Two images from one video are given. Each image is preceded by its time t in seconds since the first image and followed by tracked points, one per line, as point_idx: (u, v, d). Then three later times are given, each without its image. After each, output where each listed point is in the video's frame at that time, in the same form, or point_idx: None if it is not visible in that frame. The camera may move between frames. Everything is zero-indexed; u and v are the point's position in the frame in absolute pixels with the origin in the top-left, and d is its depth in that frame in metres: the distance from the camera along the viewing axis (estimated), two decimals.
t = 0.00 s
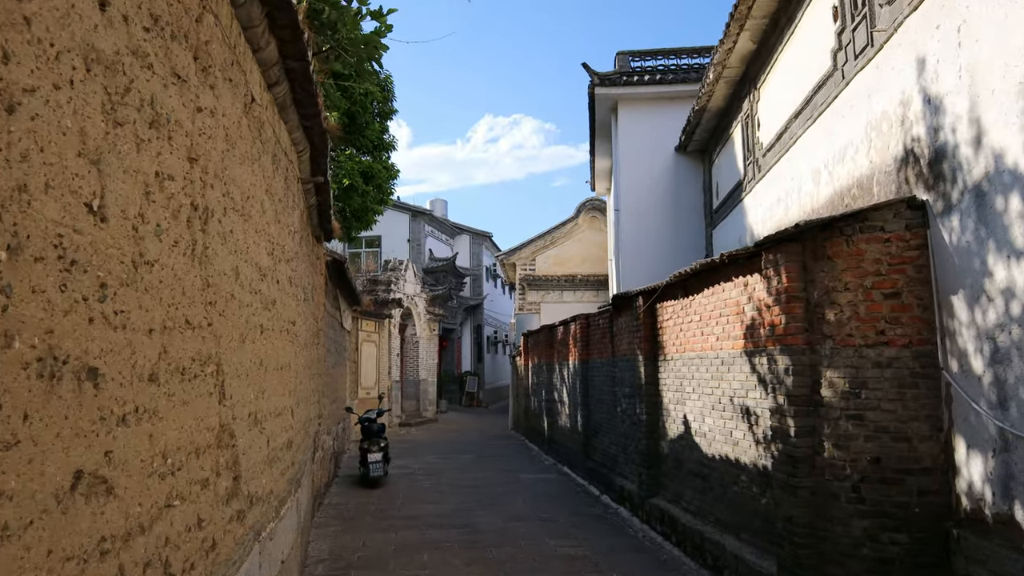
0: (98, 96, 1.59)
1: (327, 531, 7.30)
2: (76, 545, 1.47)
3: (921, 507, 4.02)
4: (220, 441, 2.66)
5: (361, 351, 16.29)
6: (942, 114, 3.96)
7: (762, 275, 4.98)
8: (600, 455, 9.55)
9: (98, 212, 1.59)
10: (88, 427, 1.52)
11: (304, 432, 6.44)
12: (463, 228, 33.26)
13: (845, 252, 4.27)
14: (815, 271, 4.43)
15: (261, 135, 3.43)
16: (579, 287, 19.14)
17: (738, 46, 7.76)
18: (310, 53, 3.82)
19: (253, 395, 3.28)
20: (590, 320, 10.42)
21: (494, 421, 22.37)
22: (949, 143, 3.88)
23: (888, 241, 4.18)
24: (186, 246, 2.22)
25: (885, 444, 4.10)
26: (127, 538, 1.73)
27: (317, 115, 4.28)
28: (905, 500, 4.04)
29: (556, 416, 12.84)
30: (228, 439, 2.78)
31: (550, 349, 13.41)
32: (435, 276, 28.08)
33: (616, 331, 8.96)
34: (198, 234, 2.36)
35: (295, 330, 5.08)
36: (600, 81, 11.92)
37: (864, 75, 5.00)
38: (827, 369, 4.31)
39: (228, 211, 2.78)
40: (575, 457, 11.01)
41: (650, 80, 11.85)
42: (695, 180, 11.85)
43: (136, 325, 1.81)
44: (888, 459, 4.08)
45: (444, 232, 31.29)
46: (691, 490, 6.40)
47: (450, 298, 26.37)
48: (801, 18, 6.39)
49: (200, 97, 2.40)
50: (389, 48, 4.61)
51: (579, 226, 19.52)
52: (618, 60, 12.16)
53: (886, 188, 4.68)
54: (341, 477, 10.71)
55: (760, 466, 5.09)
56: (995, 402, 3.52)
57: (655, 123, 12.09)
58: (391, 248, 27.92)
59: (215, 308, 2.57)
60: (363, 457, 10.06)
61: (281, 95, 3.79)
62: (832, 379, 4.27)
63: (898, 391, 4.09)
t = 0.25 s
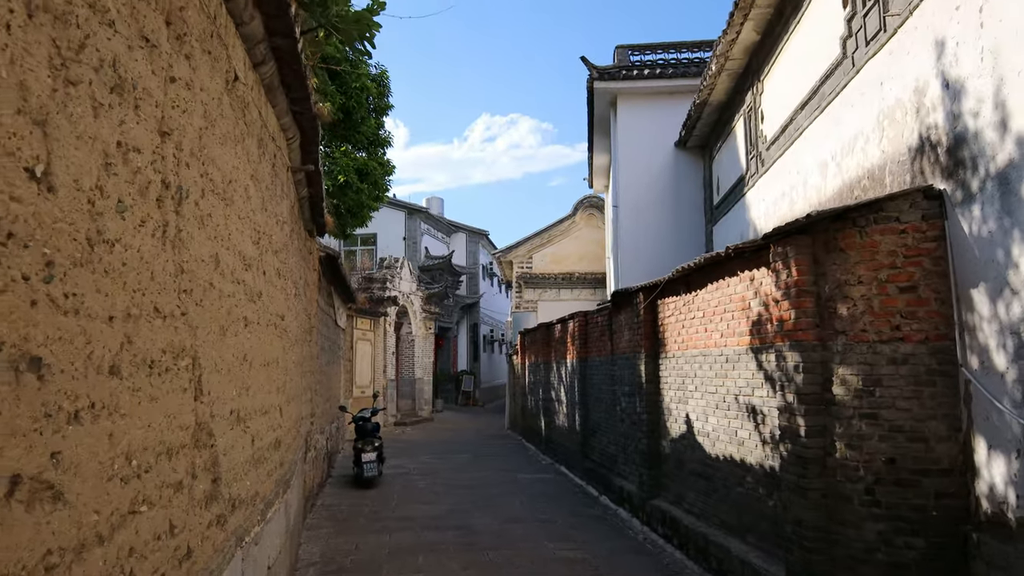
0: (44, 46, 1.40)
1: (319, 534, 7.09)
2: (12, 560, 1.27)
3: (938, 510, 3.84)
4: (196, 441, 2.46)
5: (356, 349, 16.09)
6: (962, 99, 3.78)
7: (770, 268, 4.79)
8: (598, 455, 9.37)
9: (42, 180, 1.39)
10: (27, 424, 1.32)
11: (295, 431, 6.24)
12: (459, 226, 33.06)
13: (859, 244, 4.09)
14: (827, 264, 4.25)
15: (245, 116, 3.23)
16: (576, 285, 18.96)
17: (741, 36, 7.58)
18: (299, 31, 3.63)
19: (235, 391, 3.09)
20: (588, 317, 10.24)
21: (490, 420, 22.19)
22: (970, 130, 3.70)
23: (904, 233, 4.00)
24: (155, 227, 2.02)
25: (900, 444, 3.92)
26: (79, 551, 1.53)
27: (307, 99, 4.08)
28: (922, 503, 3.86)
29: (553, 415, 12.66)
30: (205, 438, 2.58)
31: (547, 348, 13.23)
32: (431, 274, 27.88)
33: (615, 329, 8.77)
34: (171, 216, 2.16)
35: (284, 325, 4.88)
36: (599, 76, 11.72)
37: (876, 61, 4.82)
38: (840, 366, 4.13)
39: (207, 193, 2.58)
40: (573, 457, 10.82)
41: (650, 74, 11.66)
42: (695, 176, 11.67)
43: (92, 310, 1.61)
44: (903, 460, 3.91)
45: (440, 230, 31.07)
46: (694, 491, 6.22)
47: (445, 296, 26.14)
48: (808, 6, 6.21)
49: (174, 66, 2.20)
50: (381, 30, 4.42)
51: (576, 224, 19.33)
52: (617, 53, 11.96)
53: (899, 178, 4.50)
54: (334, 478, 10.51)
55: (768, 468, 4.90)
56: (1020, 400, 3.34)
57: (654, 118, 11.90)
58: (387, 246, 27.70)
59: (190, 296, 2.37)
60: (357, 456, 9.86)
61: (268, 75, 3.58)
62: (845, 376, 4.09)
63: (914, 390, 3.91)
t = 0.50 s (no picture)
0: None
1: (311, 540, 6.89)
2: None
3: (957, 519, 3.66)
4: (167, 451, 2.26)
5: (351, 349, 15.88)
6: (983, 87, 3.60)
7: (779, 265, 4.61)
8: (598, 457, 9.18)
9: None
10: None
11: (286, 435, 6.03)
12: (456, 225, 32.87)
13: (873, 239, 3.91)
14: (839, 260, 4.07)
15: (226, 102, 3.04)
16: (573, 284, 18.76)
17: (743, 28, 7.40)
18: (284, 14, 3.43)
19: (216, 396, 2.89)
20: (586, 317, 10.06)
21: (487, 421, 22.00)
22: (992, 120, 3.51)
23: (921, 228, 3.82)
24: (116, 217, 1.82)
25: (917, 450, 3.74)
26: None
27: (294, 88, 3.88)
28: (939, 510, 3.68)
29: (551, 416, 12.46)
30: (179, 449, 2.38)
31: (545, 348, 13.05)
32: (427, 274, 27.68)
33: (614, 328, 8.59)
34: (137, 205, 1.97)
35: (273, 326, 4.68)
36: (596, 71, 11.53)
37: (887, 50, 4.65)
38: (853, 367, 3.94)
39: (181, 182, 2.39)
40: (571, 459, 10.63)
41: (648, 69, 11.47)
42: (694, 173, 11.49)
43: (33, 309, 1.42)
44: (921, 466, 3.72)
45: (436, 229, 30.84)
46: (697, 496, 6.03)
47: (442, 296, 25.94)
48: None
49: (139, 40, 2.01)
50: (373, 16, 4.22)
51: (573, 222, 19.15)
52: (615, 49, 11.78)
53: (914, 171, 4.32)
54: (328, 481, 10.32)
55: (777, 473, 4.71)
56: None
57: (653, 114, 11.72)
58: (382, 245, 27.49)
59: (161, 295, 2.17)
60: (351, 459, 9.66)
61: (250, 61, 3.38)
62: (858, 378, 3.90)
63: (931, 392, 3.73)
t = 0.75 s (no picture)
0: None
1: (304, 544, 6.70)
2: None
3: (982, 528, 3.48)
4: (142, 459, 2.07)
5: (347, 348, 15.68)
6: (1010, 74, 3.42)
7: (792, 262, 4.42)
8: (599, 459, 9.00)
9: None
10: None
11: (278, 437, 5.84)
12: (453, 224, 32.67)
13: (893, 234, 3.73)
14: (856, 257, 3.89)
15: (211, 84, 2.85)
16: (572, 283, 18.53)
17: (750, 20, 7.21)
18: None
19: (199, 398, 2.69)
20: (586, 316, 9.87)
21: (484, 421, 21.82)
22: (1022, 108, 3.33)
23: (943, 223, 3.64)
24: (77, 199, 1.63)
25: (940, 455, 3.56)
26: None
27: (285, 73, 3.68)
28: (963, 519, 3.51)
29: (550, 417, 12.27)
30: (155, 456, 2.18)
31: (544, 347, 12.86)
32: (424, 273, 27.49)
33: (616, 328, 8.41)
34: (104, 188, 1.78)
35: (264, 324, 4.48)
36: (596, 66, 11.31)
37: (904, 38, 4.46)
38: (871, 368, 3.76)
39: (158, 166, 2.20)
40: (571, 461, 10.44)
41: (649, 65, 11.26)
42: (696, 170, 11.31)
43: None
44: (943, 472, 3.55)
45: (433, 228, 30.62)
46: (702, 501, 5.85)
47: (439, 295, 25.75)
48: None
49: (107, 7, 1.82)
50: None
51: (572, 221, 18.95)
52: (615, 44, 11.58)
53: (933, 164, 4.13)
54: (323, 482, 10.12)
55: (788, 478, 4.53)
56: None
57: (654, 110, 11.51)
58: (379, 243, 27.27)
59: (133, 288, 1.98)
60: (346, 461, 9.47)
61: (237, 42, 3.19)
62: (877, 380, 3.72)
63: (954, 395, 3.56)
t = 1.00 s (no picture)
0: None
1: (303, 548, 6.50)
2: None
3: (1020, 534, 3.29)
4: (118, 464, 1.86)
5: (347, 348, 15.48)
6: None
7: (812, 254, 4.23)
8: (604, 460, 8.80)
9: None
10: None
11: (276, 438, 5.64)
12: (454, 223, 32.49)
13: (922, 223, 3.53)
14: (881, 247, 3.69)
15: (198, 60, 2.65)
16: (574, 282, 18.34)
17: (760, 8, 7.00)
18: None
19: (186, 398, 2.49)
20: (591, 314, 9.68)
21: (486, 421, 21.62)
22: None
23: (976, 210, 3.44)
24: (35, 168, 1.43)
25: (974, 456, 3.37)
26: None
27: (279, 53, 3.48)
28: (999, 524, 3.31)
29: (553, 417, 12.08)
30: (135, 460, 1.98)
31: (547, 346, 12.66)
32: (424, 272, 27.31)
33: (622, 325, 8.21)
34: (70, 158, 1.58)
35: (259, 321, 4.28)
36: (600, 60, 11.08)
37: (929, 20, 4.26)
38: (899, 365, 3.56)
39: (137, 141, 2.00)
40: (575, 462, 10.25)
41: (654, 58, 11.01)
42: (702, 165, 11.11)
43: None
44: (978, 475, 3.35)
45: (434, 227, 30.41)
46: (715, 503, 5.66)
47: (440, 294, 25.56)
48: None
49: None
50: None
51: (574, 218, 18.75)
52: (619, 37, 11.37)
53: (961, 150, 3.93)
54: (322, 484, 9.92)
55: (808, 480, 4.34)
56: None
57: (659, 105, 11.30)
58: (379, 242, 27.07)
59: (107, 273, 1.78)
60: (346, 462, 9.26)
61: (228, 17, 2.99)
62: (905, 377, 3.53)
63: (989, 392, 3.36)
